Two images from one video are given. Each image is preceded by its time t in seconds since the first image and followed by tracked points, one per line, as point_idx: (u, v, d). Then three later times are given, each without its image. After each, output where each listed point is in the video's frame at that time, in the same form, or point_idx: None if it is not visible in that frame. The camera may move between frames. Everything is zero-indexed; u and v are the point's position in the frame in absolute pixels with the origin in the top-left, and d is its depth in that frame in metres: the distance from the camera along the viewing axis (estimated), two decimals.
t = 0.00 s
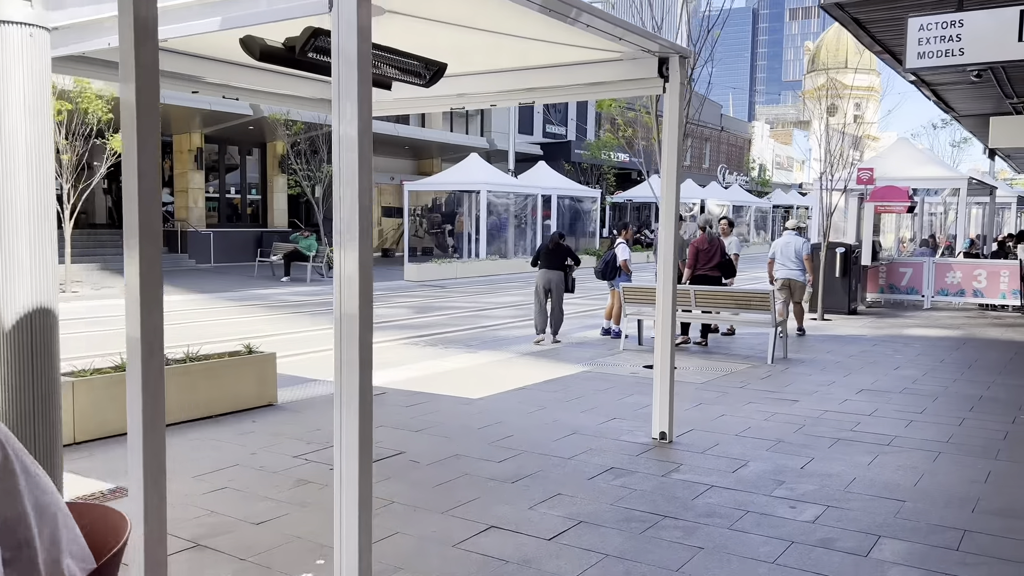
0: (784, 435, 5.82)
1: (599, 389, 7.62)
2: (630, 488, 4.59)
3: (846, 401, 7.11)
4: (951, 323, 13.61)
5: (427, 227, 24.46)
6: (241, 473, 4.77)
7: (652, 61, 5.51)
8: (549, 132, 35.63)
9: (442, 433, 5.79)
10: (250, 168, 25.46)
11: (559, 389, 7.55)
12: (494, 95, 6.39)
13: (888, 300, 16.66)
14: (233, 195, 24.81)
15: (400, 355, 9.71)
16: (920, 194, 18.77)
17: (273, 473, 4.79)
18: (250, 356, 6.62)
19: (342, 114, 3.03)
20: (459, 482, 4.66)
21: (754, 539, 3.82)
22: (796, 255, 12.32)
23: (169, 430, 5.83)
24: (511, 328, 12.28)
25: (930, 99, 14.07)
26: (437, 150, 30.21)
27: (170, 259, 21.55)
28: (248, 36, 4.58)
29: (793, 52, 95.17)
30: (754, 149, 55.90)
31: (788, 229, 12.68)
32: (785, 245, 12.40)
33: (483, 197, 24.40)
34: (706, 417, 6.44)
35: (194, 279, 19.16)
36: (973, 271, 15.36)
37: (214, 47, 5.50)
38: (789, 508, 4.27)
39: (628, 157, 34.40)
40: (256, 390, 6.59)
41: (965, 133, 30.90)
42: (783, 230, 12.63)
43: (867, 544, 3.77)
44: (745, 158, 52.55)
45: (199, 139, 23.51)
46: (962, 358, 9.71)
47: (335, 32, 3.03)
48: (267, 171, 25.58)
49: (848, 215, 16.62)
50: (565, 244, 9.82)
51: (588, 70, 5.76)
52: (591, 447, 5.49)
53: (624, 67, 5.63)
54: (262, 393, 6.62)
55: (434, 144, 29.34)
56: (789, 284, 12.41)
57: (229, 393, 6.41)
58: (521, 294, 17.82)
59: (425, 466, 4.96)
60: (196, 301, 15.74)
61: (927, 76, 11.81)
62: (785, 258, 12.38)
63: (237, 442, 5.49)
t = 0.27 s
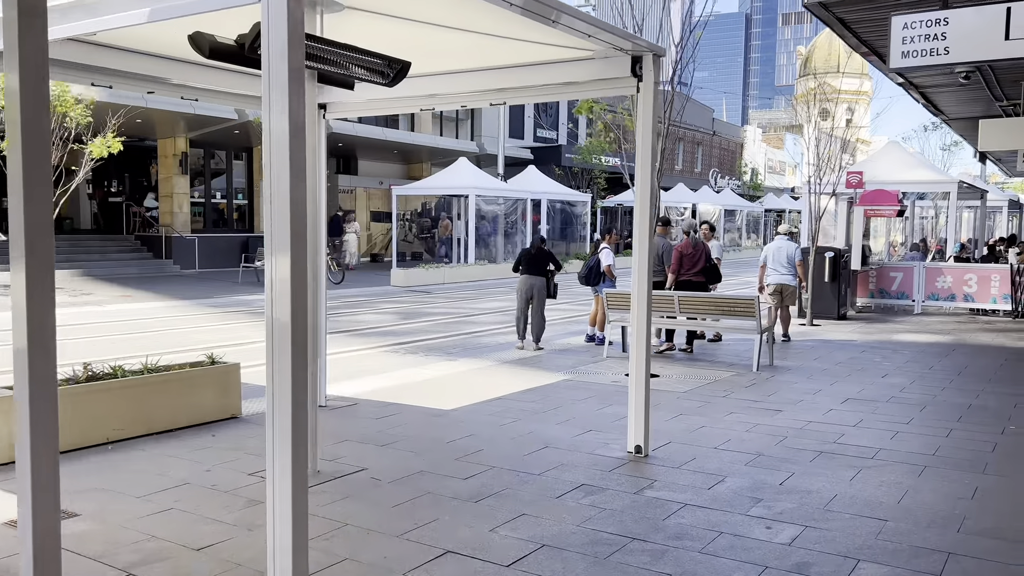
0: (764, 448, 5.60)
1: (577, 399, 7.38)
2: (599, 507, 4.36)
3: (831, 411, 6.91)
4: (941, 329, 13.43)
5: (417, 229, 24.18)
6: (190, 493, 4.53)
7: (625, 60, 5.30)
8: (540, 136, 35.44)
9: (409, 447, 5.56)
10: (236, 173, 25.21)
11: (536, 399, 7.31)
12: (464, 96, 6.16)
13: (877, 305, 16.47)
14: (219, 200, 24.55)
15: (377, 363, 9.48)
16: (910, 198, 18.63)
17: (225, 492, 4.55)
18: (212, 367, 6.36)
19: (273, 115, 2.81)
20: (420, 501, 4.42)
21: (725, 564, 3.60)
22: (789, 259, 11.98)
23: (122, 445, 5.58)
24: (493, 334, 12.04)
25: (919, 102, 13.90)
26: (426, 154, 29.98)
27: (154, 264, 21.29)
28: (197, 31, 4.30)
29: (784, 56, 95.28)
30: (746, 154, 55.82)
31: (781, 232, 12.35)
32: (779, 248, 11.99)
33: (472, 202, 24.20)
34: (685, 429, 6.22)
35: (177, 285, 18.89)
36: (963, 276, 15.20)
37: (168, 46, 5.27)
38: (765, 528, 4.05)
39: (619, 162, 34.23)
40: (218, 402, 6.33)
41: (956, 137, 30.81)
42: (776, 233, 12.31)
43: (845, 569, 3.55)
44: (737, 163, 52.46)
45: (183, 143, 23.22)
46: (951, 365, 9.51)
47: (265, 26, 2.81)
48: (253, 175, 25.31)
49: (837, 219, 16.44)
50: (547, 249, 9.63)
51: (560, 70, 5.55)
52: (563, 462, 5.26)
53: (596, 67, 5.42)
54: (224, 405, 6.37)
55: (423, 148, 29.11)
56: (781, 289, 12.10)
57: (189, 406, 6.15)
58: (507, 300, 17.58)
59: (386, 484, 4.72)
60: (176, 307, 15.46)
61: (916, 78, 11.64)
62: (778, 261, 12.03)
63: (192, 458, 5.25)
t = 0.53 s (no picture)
0: (749, 471, 5.38)
1: (559, 417, 7.16)
2: (571, 538, 4.13)
3: (820, 430, 6.69)
4: (936, 342, 13.22)
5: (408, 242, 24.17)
6: (141, 522, 4.29)
7: (602, 68, 5.10)
8: (535, 146, 35.27)
9: (379, 470, 5.33)
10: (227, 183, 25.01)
11: (517, 417, 7.09)
12: (440, 105, 5.96)
13: (872, 317, 16.27)
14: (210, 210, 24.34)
15: (358, 378, 9.26)
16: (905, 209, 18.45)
17: (178, 520, 4.32)
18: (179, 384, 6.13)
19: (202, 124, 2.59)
20: (382, 531, 4.19)
21: None
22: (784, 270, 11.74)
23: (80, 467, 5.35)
24: (480, 347, 11.82)
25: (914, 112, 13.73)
26: (420, 164, 29.81)
27: (142, 274, 21.06)
28: (151, 37, 4.03)
29: (781, 66, 95.42)
30: (742, 163, 55.73)
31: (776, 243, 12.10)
32: (774, 259, 11.80)
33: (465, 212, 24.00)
34: (669, 450, 5.99)
35: (164, 296, 18.67)
36: (959, 287, 15.00)
37: (127, 52, 5.06)
38: (745, 562, 3.82)
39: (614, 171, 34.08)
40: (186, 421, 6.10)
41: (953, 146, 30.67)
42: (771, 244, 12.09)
43: None
44: (733, 172, 52.36)
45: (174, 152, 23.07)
46: (945, 380, 9.30)
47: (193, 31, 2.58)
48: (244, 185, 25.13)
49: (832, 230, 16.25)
50: (529, 262, 9.62)
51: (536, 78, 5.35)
52: (538, 486, 5.04)
53: (573, 75, 5.22)
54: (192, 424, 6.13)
55: (417, 158, 28.95)
56: (773, 300, 11.86)
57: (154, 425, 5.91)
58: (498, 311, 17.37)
59: (350, 511, 4.49)
60: (161, 318, 15.24)
61: (910, 88, 11.47)
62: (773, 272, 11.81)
63: (150, 482, 5.01)
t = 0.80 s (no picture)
0: (735, 492, 5.16)
1: (542, 433, 6.95)
2: (544, 564, 3.91)
3: (811, 448, 6.47)
4: (933, 356, 13.02)
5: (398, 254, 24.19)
6: (90, 546, 4.07)
7: (581, 72, 4.92)
8: (531, 158, 35.17)
9: (349, 491, 5.11)
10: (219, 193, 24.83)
11: (499, 433, 6.87)
12: (416, 111, 5.77)
13: (869, 330, 16.10)
14: (202, 220, 24.15)
15: (340, 392, 9.05)
16: (901, 221, 18.28)
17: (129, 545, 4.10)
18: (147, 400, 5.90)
19: (129, 134, 2.39)
20: (344, 557, 3.98)
21: None
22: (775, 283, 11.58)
23: (36, 487, 5.13)
24: (469, 360, 11.60)
25: (909, 124, 13.58)
26: (414, 175, 29.66)
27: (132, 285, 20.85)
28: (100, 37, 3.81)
29: (778, 80, 95.62)
30: (740, 176, 55.69)
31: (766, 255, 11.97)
32: (765, 272, 11.63)
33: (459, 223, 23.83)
34: (653, 468, 5.77)
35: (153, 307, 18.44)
36: (955, 301, 14.81)
37: (87, 53, 4.86)
38: None
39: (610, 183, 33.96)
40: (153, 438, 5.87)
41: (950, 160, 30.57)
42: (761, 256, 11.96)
43: None
44: (731, 185, 52.34)
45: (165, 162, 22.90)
46: (941, 395, 9.09)
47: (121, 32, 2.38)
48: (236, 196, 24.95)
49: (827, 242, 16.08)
50: (511, 272, 9.90)
51: (514, 83, 5.16)
52: (513, 508, 4.82)
53: (551, 79, 5.04)
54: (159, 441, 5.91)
55: (411, 169, 28.80)
56: (764, 313, 11.73)
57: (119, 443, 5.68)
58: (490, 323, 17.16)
59: (312, 536, 4.26)
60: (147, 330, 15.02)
61: (904, 98, 11.32)
62: (763, 285, 11.63)
63: (104, 503, 4.78)
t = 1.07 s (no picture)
0: (718, 520, 4.93)
1: (522, 454, 6.70)
2: None
3: (799, 471, 6.25)
4: (927, 373, 12.81)
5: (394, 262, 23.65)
6: None
7: (557, 80, 4.73)
8: (524, 170, 35.02)
9: (313, 518, 4.87)
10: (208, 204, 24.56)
11: (477, 454, 6.63)
12: (388, 120, 5.57)
13: (862, 346, 15.92)
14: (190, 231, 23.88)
15: (318, 409, 8.79)
16: (895, 236, 18.12)
17: None
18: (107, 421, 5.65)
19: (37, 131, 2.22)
20: None
21: None
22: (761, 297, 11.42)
23: None
24: (454, 376, 11.36)
25: (902, 138, 13.42)
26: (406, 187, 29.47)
27: (117, 297, 20.56)
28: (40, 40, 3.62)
29: (773, 94, 95.88)
30: (734, 189, 55.64)
31: (751, 269, 11.84)
32: (751, 287, 11.44)
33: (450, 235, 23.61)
34: (634, 494, 5.53)
35: (137, 320, 18.16)
36: (949, 316, 14.63)
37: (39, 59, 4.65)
38: None
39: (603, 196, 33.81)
40: (112, 460, 5.62)
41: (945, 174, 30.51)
42: (745, 270, 11.82)
43: None
44: (725, 198, 52.27)
45: (153, 173, 22.67)
46: (933, 415, 8.88)
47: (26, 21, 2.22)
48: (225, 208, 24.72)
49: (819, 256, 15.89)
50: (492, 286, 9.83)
51: (488, 91, 4.97)
52: (484, 537, 4.57)
53: (526, 88, 4.84)
54: (120, 464, 5.65)
55: (403, 181, 28.61)
56: (750, 328, 11.56)
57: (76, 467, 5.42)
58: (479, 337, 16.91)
59: (267, 569, 4.02)
60: (128, 343, 14.73)
61: (896, 112, 11.15)
62: (750, 301, 11.46)
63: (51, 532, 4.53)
